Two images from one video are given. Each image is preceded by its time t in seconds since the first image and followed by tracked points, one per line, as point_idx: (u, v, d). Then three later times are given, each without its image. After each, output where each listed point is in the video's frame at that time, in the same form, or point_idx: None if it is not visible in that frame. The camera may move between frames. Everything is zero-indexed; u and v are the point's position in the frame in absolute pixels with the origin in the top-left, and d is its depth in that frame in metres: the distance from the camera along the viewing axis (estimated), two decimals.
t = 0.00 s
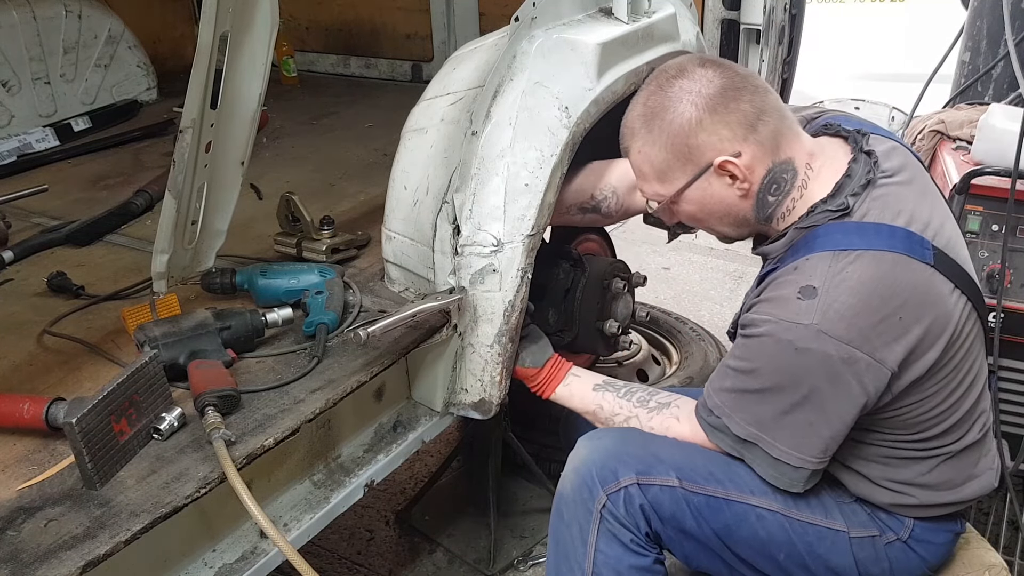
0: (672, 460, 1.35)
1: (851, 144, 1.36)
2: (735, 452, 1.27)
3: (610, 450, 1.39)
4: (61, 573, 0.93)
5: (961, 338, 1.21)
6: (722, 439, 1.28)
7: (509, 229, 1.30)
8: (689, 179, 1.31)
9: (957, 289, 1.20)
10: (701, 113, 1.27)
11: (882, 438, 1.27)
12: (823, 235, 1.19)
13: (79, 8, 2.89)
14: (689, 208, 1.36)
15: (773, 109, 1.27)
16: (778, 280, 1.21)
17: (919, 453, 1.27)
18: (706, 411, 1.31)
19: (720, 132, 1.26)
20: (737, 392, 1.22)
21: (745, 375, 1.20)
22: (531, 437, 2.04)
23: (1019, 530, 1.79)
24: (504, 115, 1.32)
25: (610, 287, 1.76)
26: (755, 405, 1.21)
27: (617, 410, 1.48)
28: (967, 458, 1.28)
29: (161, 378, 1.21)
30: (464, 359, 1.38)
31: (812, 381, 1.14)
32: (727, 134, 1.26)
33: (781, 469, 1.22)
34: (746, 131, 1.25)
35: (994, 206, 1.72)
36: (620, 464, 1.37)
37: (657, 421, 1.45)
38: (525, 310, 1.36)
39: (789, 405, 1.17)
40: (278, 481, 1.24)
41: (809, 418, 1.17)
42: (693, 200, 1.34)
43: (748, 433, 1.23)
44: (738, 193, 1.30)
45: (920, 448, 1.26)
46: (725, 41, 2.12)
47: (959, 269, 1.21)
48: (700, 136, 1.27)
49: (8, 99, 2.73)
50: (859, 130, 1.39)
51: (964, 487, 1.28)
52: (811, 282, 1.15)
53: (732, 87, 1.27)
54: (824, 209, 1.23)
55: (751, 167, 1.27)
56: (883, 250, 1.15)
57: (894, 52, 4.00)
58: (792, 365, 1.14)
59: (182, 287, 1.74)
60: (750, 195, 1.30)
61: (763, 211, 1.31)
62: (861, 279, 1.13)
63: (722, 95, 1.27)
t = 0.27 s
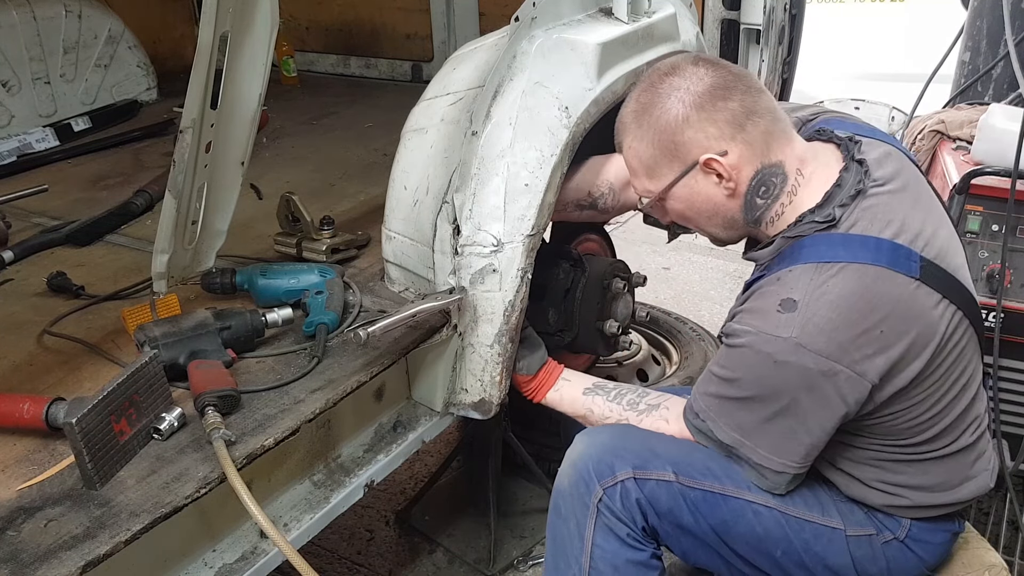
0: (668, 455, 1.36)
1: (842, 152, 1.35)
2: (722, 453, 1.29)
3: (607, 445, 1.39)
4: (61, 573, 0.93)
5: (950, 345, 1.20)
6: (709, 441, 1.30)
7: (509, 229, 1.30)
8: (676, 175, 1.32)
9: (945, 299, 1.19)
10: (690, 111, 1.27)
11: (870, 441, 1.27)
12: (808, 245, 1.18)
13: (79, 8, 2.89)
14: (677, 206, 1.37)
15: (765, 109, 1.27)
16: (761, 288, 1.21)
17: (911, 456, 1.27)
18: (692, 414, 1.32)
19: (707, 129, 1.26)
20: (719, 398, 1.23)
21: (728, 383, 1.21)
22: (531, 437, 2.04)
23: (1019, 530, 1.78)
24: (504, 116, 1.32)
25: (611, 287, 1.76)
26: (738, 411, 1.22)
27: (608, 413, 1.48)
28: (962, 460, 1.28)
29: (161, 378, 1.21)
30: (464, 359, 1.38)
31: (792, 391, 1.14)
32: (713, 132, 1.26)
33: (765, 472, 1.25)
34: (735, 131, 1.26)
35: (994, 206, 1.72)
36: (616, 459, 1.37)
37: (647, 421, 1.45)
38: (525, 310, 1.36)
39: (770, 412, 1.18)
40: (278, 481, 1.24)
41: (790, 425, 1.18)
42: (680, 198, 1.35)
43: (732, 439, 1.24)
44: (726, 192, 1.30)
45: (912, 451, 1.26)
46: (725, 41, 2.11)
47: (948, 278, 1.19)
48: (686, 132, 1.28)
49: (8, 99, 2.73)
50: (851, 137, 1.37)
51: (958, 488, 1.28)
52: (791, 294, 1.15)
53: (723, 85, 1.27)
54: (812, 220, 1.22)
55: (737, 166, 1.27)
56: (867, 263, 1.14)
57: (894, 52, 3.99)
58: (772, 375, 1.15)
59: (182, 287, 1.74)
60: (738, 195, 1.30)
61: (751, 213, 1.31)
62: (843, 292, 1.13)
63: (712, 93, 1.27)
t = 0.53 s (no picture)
0: (663, 450, 1.36)
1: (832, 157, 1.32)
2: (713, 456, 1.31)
3: (602, 440, 1.39)
4: (61, 573, 0.93)
5: (937, 353, 1.19)
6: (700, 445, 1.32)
7: (509, 229, 1.30)
8: (662, 168, 1.33)
9: (929, 309, 1.18)
10: (677, 104, 1.28)
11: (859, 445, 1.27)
12: (792, 256, 1.18)
13: (79, 8, 2.89)
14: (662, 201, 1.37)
15: (753, 108, 1.28)
16: (746, 297, 1.21)
17: (902, 459, 1.27)
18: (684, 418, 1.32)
19: (692, 122, 1.27)
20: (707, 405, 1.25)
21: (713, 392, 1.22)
22: (531, 437, 2.04)
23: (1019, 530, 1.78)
24: (504, 116, 1.32)
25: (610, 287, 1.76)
26: (723, 417, 1.23)
27: (609, 409, 1.48)
28: (955, 463, 1.27)
29: (161, 378, 1.21)
30: (464, 359, 1.39)
31: (773, 401, 1.15)
32: (698, 125, 1.27)
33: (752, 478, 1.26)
34: (719, 125, 1.26)
35: (994, 206, 1.72)
36: (611, 453, 1.37)
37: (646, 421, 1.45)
38: (525, 310, 1.36)
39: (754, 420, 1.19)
40: (278, 481, 1.24)
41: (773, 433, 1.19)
42: (664, 192, 1.35)
43: (718, 446, 1.26)
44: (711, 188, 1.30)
45: (902, 454, 1.26)
46: (725, 41, 2.11)
47: (936, 288, 1.19)
48: (671, 124, 1.28)
49: (8, 99, 2.73)
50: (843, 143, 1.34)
51: (952, 490, 1.28)
52: (772, 307, 1.15)
53: (713, 81, 1.29)
54: (796, 231, 1.21)
55: (719, 161, 1.27)
56: (849, 276, 1.14)
57: (894, 52, 4.00)
58: (754, 387, 1.15)
59: (182, 287, 1.74)
60: (721, 190, 1.30)
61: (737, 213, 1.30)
62: (824, 305, 1.12)
63: (701, 88, 1.28)
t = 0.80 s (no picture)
0: (660, 447, 1.36)
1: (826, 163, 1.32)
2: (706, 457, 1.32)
3: (600, 438, 1.39)
4: (61, 573, 0.93)
5: (932, 362, 1.19)
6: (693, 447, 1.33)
7: (509, 229, 1.31)
8: (657, 167, 1.33)
9: (922, 320, 1.17)
10: (673, 104, 1.28)
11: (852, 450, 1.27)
12: (782, 265, 1.18)
13: (79, 8, 2.90)
14: (658, 203, 1.37)
15: (750, 110, 1.28)
16: (736, 304, 1.21)
17: (897, 464, 1.26)
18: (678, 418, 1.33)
19: (689, 122, 1.27)
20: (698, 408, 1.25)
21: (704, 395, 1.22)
22: (531, 437, 2.04)
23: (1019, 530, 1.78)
24: (504, 116, 1.32)
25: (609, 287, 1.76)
26: (713, 420, 1.24)
27: (610, 403, 1.48)
28: (952, 467, 1.27)
29: (161, 378, 1.21)
30: (464, 358, 1.38)
31: (761, 408, 1.15)
32: (694, 125, 1.27)
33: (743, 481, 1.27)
34: (715, 126, 1.26)
35: (994, 206, 1.72)
36: (608, 451, 1.37)
37: (645, 419, 1.45)
38: (525, 310, 1.36)
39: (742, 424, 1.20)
40: (278, 481, 1.24)
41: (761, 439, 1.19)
42: (659, 193, 1.35)
43: (710, 448, 1.26)
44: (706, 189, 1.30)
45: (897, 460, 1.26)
46: (725, 41, 2.11)
47: (928, 298, 1.17)
48: (667, 124, 1.29)
49: (8, 99, 2.73)
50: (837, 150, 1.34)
51: (948, 495, 1.28)
52: (760, 316, 1.15)
53: (710, 81, 1.29)
54: (787, 238, 1.21)
55: (714, 162, 1.27)
56: (838, 287, 1.13)
57: (894, 52, 4.00)
58: (741, 395, 1.15)
59: (182, 287, 1.74)
60: (715, 193, 1.30)
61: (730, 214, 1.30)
62: (812, 315, 1.12)
63: (699, 87, 1.28)
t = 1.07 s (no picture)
0: (659, 443, 1.36)
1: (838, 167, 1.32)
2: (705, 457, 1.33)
3: (598, 434, 1.39)
4: (61, 573, 0.93)
5: (938, 369, 1.18)
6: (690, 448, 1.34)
7: (509, 229, 1.30)
8: (675, 171, 1.32)
9: (927, 329, 1.16)
10: (696, 108, 1.26)
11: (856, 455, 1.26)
12: (790, 270, 1.17)
13: (79, 8, 2.90)
14: (671, 204, 1.37)
15: (771, 115, 1.27)
16: (742, 308, 1.21)
17: (900, 468, 1.26)
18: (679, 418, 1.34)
19: (713, 126, 1.25)
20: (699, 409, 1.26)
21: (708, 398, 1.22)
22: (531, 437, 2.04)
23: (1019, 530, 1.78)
24: (504, 116, 1.32)
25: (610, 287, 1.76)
26: (716, 422, 1.24)
27: (612, 398, 1.49)
28: (955, 471, 1.26)
29: (161, 378, 1.21)
30: (464, 358, 1.38)
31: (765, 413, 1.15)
32: (718, 130, 1.25)
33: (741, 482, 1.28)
34: (740, 132, 1.25)
35: (994, 206, 1.72)
36: (606, 445, 1.37)
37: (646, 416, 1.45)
38: (525, 310, 1.36)
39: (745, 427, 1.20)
40: (278, 480, 1.24)
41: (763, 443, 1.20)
42: (676, 196, 1.34)
43: (710, 447, 1.27)
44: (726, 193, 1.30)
45: (900, 464, 1.26)
46: (725, 41, 2.11)
47: (937, 305, 1.17)
48: (687, 130, 1.27)
49: (8, 99, 2.73)
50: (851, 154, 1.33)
51: (951, 499, 1.27)
52: (766, 322, 1.15)
53: (732, 84, 1.27)
54: (796, 245, 1.21)
55: (738, 169, 1.26)
56: (846, 296, 1.13)
57: (894, 52, 4.00)
58: (744, 398, 1.16)
59: (182, 287, 1.74)
60: (736, 198, 1.30)
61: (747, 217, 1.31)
62: (818, 322, 1.12)
63: (721, 91, 1.26)
